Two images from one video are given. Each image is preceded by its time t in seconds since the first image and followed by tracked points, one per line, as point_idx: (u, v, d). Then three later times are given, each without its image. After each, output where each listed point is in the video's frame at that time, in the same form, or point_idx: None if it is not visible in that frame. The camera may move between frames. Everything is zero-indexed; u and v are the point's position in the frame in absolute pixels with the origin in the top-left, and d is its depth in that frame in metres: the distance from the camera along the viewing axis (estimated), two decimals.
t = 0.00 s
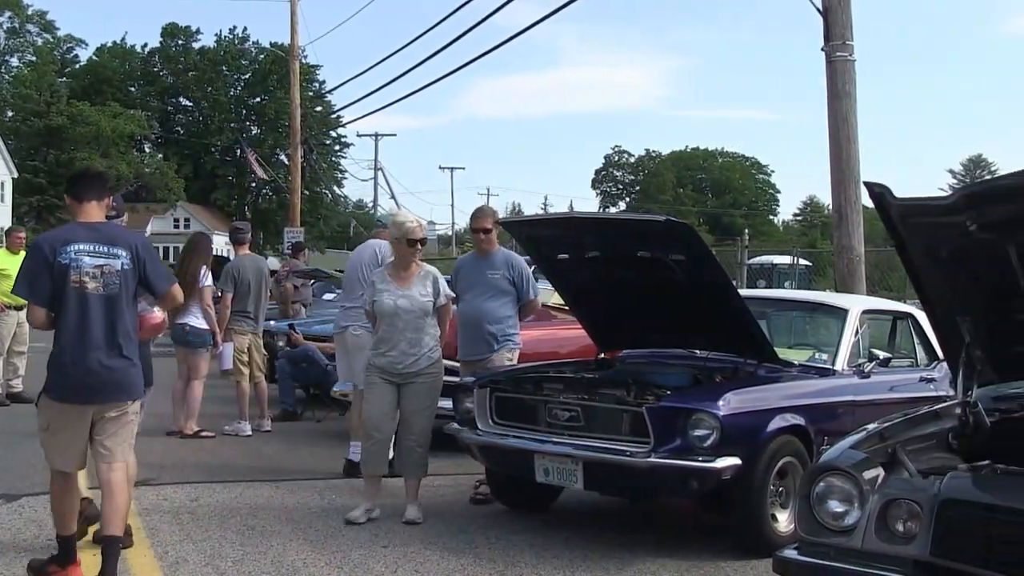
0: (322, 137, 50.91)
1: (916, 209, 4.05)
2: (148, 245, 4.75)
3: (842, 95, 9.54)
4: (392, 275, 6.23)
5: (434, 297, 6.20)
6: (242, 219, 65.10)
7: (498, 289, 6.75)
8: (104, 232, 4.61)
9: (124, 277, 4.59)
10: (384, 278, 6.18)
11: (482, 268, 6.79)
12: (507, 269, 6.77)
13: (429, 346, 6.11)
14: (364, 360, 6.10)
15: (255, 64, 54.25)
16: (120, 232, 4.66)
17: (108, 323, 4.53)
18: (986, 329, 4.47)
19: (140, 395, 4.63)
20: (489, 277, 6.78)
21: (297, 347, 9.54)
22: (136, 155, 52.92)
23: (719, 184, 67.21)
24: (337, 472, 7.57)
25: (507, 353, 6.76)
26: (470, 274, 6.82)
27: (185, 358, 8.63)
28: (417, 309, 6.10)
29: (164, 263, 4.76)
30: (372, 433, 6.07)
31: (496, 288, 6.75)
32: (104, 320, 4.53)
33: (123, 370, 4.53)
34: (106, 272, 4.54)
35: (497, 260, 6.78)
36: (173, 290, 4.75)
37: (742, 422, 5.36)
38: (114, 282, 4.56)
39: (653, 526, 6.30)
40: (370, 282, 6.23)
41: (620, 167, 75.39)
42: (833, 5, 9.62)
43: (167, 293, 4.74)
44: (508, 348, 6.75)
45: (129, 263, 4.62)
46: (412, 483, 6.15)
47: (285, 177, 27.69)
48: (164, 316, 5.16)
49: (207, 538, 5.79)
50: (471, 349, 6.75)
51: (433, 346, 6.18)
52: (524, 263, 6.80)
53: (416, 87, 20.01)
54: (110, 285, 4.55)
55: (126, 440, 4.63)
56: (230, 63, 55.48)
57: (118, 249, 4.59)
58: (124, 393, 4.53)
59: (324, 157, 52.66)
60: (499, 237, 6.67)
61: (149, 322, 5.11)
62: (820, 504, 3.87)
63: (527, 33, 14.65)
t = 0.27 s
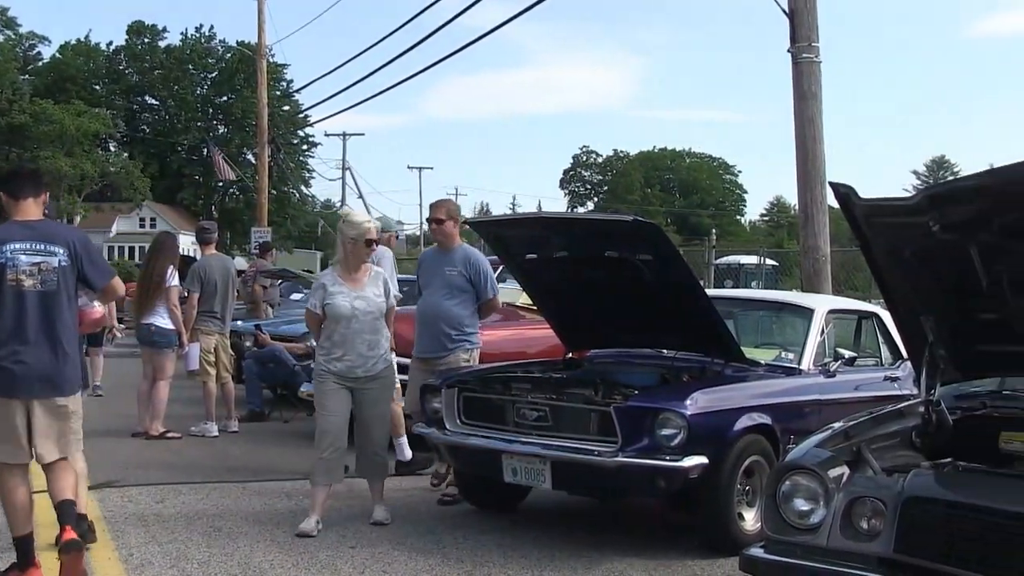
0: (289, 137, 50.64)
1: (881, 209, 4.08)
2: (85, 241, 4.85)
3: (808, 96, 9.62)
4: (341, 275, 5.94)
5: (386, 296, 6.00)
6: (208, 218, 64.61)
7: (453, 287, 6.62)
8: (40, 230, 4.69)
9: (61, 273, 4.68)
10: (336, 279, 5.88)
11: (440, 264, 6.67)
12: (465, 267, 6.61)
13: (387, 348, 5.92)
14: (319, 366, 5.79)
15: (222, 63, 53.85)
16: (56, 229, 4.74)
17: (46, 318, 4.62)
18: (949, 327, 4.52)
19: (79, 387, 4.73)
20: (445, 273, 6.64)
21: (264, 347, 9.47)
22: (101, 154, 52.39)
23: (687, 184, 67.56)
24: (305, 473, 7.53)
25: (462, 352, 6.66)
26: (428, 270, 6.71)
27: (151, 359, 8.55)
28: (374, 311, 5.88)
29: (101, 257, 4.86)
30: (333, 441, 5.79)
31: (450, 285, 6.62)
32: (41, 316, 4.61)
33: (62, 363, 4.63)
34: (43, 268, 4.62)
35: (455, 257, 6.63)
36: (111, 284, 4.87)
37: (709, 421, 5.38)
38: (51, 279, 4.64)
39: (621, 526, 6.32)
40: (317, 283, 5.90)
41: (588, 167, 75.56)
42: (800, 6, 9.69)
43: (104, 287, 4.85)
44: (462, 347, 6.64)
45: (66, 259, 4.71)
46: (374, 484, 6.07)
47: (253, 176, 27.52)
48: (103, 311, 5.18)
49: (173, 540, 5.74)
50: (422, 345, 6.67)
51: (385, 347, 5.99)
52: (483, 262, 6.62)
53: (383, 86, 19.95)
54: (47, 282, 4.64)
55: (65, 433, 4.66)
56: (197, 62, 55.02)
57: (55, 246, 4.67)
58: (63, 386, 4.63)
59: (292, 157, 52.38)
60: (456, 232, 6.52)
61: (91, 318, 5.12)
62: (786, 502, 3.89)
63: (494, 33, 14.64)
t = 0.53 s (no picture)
0: (274, 136, 50.50)
1: (865, 208, 4.08)
2: (46, 239, 4.85)
3: (792, 96, 9.64)
4: (304, 273, 5.84)
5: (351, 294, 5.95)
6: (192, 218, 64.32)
7: (420, 286, 6.50)
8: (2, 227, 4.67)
9: (23, 272, 4.68)
10: (301, 277, 5.78)
11: (409, 264, 6.56)
12: (431, 266, 6.50)
13: (354, 346, 5.86)
14: (290, 364, 5.65)
15: (206, 62, 53.64)
16: (17, 228, 4.73)
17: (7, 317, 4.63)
18: (932, 326, 4.54)
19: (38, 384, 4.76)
20: (413, 274, 6.54)
21: (249, 347, 9.43)
22: (84, 153, 52.08)
23: (672, 184, 67.68)
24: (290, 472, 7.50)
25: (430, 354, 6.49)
26: (398, 270, 6.61)
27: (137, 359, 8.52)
28: (341, 308, 5.83)
29: (62, 256, 4.87)
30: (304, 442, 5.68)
31: (418, 285, 6.51)
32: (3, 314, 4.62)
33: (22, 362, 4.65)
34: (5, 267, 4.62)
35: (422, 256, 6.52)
36: (74, 284, 4.88)
37: (694, 420, 5.38)
38: (13, 278, 4.64)
39: (607, 525, 6.32)
40: (281, 281, 5.77)
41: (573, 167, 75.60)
42: (784, 7, 9.71)
43: (65, 286, 4.87)
44: (430, 349, 6.47)
45: (27, 258, 4.70)
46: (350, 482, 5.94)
47: (237, 176, 27.40)
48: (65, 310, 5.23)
49: (157, 540, 5.71)
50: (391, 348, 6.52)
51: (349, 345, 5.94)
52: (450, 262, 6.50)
53: (368, 86, 19.89)
54: (9, 280, 4.64)
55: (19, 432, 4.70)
56: (181, 61, 54.78)
57: (17, 246, 4.67)
58: (23, 384, 4.66)
59: (276, 156, 52.22)
60: (424, 230, 6.43)
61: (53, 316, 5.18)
62: (770, 501, 3.90)
63: (479, 32, 14.62)
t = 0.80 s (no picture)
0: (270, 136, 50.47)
1: (861, 209, 4.08)
2: (24, 247, 4.87)
3: (788, 97, 9.65)
4: (293, 273, 5.74)
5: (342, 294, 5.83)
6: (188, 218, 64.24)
7: (390, 288, 6.49)
8: None
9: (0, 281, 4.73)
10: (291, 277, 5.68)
11: (378, 266, 6.55)
12: (402, 267, 6.50)
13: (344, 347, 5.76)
14: (277, 366, 5.56)
15: (201, 62, 53.56)
16: None
17: None
18: (927, 326, 4.55)
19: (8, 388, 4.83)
20: (383, 276, 6.52)
21: (245, 347, 9.41)
22: (79, 153, 52.00)
23: (668, 184, 67.72)
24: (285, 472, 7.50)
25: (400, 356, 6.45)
26: (366, 273, 6.60)
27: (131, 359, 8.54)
28: (331, 309, 5.73)
29: (38, 264, 4.91)
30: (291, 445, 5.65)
31: (389, 286, 6.49)
32: None
33: None
34: None
35: (392, 258, 6.51)
36: (47, 294, 4.93)
37: (690, 420, 5.39)
38: None
39: (603, 525, 6.33)
40: (270, 281, 5.67)
41: (569, 166, 75.60)
42: (780, 7, 9.72)
43: (40, 294, 4.91)
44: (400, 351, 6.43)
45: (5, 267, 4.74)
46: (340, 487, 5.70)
47: (233, 176, 27.37)
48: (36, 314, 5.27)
49: (153, 539, 5.72)
50: (362, 351, 6.48)
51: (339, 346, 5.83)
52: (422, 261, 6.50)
53: (364, 85, 19.86)
54: None
55: None
56: (176, 61, 54.68)
57: None
58: None
59: (272, 156, 52.17)
60: (393, 231, 6.41)
61: (22, 321, 5.23)
62: (766, 501, 3.90)
63: (476, 32, 14.60)
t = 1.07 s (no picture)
0: (261, 136, 50.39)
1: (850, 209, 4.09)
2: None
3: (778, 97, 9.68)
4: (289, 274, 5.72)
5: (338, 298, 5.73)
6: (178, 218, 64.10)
7: (362, 281, 6.41)
8: None
9: None
10: (284, 277, 5.65)
11: (346, 260, 6.45)
12: (373, 259, 6.45)
13: (337, 352, 5.66)
14: (265, 368, 5.54)
15: (192, 62, 53.43)
16: None
17: None
18: (916, 326, 4.57)
19: None
20: (353, 269, 6.43)
21: (235, 347, 9.42)
22: (69, 153, 51.86)
23: (659, 184, 67.81)
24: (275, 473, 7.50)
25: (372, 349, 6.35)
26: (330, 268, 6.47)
27: (120, 359, 8.53)
28: (324, 312, 5.64)
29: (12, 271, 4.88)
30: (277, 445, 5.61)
31: (361, 279, 6.41)
32: None
33: None
34: None
35: (362, 251, 6.45)
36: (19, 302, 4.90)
37: (681, 420, 5.40)
38: None
39: (594, 525, 6.34)
40: (265, 281, 5.65)
41: (560, 167, 75.63)
42: (771, 8, 9.75)
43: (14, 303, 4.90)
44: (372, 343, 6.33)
45: None
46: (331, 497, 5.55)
47: (224, 175, 27.34)
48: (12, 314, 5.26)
49: (142, 540, 5.71)
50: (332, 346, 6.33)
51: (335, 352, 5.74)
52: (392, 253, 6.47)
53: (355, 85, 19.85)
54: None
55: None
56: (166, 60, 54.55)
57: None
58: None
59: (263, 155, 52.08)
60: (363, 222, 6.36)
61: None
62: (756, 501, 3.91)
63: (467, 32, 14.61)
